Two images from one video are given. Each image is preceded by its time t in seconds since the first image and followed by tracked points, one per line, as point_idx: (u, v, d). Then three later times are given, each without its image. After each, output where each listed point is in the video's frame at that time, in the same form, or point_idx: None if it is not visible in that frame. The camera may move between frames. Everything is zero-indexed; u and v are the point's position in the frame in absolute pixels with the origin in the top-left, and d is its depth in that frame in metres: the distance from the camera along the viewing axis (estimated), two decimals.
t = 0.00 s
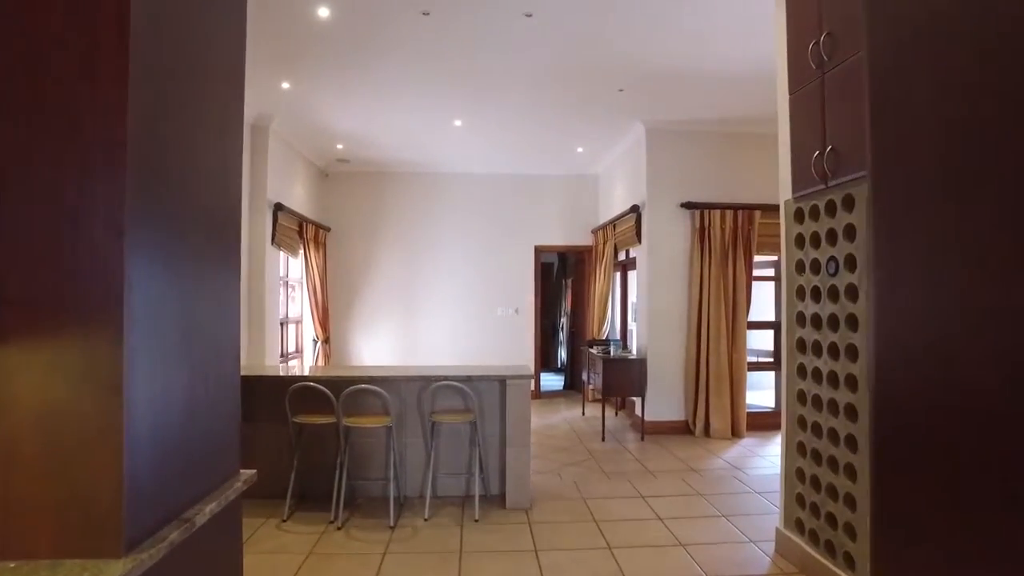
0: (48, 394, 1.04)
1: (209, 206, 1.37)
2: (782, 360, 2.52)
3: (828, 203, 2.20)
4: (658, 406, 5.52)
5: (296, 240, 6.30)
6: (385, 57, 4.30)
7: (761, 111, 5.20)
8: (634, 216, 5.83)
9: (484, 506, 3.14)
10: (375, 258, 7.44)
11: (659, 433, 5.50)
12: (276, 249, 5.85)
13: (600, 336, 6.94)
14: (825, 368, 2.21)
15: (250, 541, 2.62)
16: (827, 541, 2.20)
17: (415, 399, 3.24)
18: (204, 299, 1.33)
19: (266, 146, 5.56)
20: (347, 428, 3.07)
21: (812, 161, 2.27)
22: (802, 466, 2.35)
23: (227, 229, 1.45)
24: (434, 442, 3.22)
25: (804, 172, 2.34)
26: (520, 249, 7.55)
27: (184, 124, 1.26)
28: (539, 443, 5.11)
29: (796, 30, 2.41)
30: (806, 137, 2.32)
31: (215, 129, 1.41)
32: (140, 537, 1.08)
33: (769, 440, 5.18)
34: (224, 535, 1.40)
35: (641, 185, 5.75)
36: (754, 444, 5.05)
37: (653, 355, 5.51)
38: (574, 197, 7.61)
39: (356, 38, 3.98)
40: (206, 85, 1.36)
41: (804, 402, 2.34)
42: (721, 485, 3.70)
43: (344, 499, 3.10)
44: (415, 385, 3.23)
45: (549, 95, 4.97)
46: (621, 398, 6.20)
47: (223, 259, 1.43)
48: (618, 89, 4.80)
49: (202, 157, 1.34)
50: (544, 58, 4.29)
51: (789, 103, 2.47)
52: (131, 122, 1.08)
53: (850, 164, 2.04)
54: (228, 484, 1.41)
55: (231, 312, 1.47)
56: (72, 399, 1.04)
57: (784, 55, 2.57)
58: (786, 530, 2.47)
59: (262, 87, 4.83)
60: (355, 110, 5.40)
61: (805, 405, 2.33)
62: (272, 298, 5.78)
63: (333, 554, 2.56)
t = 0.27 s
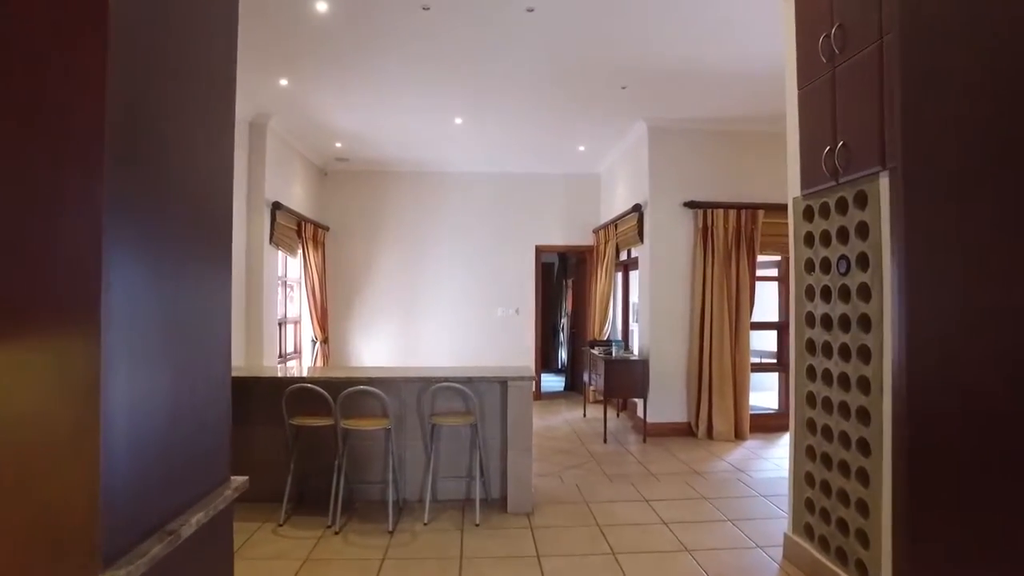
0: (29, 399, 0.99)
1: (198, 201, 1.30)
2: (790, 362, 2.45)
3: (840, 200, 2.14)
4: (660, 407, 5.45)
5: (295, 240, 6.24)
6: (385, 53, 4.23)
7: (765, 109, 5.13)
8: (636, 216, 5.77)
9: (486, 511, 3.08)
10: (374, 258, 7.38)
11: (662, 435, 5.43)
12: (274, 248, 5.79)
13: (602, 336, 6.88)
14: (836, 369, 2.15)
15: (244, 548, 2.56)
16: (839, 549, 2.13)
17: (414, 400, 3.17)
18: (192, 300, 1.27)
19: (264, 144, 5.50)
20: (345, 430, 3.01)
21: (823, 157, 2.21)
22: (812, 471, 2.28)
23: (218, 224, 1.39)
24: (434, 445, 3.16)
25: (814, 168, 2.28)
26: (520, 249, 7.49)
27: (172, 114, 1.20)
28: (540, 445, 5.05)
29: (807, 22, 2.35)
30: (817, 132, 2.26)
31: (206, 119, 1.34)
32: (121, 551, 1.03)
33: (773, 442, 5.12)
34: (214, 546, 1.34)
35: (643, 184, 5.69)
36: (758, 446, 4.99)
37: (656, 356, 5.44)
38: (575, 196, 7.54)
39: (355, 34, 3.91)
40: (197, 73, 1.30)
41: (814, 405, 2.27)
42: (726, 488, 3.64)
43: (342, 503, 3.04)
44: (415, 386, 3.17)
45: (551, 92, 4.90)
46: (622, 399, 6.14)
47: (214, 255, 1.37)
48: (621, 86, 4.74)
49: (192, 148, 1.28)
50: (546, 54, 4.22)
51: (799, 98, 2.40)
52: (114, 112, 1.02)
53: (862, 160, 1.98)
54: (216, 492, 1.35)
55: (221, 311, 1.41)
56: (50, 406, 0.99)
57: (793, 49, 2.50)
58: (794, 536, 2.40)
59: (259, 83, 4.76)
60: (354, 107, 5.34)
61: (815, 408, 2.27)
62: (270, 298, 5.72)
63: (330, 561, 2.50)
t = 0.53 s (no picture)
0: None
1: (176, 194, 1.21)
2: (801, 365, 2.37)
3: (855, 198, 2.05)
4: (662, 410, 5.37)
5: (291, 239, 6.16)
6: (382, 48, 4.14)
7: (769, 107, 5.05)
8: (637, 216, 5.68)
9: (484, 518, 2.99)
10: (372, 258, 7.29)
11: (664, 438, 5.35)
12: (270, 248, 5.70)
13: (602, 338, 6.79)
14: (850, 374, 2.06)
15: (233, 558, 2.47)
16: (853, 560, 2.04)
17: (411, 404, 3.09)
18: (164, 301, 1.17)
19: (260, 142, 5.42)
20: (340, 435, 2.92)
21: (836, 153, 2.12)
22: (825, 479, 2.19)
23: (197, 219, 1.30)
24: (431, 450, 3.07)
25: (827, 164, 2.19)
26: (520, 249, 7.40)
27: (146, 99, 1.11)
28: (539, 448, 4.96)
29: (818, 12, 2.26)
30: (829, 126, 2.17)
31: (185, 106, 1.25)
32: None
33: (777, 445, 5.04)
34: (192, 565, 1.24)
35: (645, 183, 5.60)
36: (762, 450, 4.90)
37: (658, 358, 5.36)
38: (575, 196, 7.46)
39: (352, 27, 3.82)
40: (174, 57, 1.21)
41: (827, 410, 2.18)
42: (731, 494, 3.56)
43: (337, 510, 2.95)
44: (413, 390, 3.09)
45: (552, 89, 4.81)
46: (623, 402, 6.05)
47: (192, 252, 1.28)
48: (623, 82, 4.65)
49: (168, 137, 1.19)
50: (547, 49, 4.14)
51: (809, 91, 2.31)
52: (76, 93, 0.92)
53: (880, 155, 1.89)
54: (193, 509, 1.26)
55: (201, 313, 1.32)
56: None
57: (802, 41, 2.41)
58: (805, 546, 2.32)
59: (255, 79, 4.68)
60: (352, 104, 5.26)
61: (827, 413, 2.18)
62: (266, 299, 5.64)
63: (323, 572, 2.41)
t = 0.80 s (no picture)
0: None
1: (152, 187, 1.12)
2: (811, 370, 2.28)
3: (869, 196, 1.97)
4: (664, 413, 5.29)
5: (287, 240, 6.07)
6: (379, 45, 4.06)
7: (772, 106, 4.97)
8: (638, 215, 5.60)
9: (483, 526, 2.91)
10: (370, 258, 7.21)
11: (665, 442, 5.26)
12: (266, 248, 5.62)
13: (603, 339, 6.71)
14: (863, 379, 1.98)
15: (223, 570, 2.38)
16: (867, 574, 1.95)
17: (408, 408, 3.01)
18: (139, 302, 1.07)
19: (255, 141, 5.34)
20: (335, 440, 2.84)
21: (848, 149, 2.04)
22: (836, 488, 2.11)
23: (178, 215, 1.22)
24: (428, 456, 2.99)
25: (838, 161, 2.10)
26: (520, 249, 7.32)
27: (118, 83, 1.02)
28: (539, 452, 4.88)
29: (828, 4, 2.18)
30: (841, 122, 2.09)
31: (161, 90, 1.16)
32: None
33: (780, 449, 4.96)
34: None
35: (646, 183, 5.52)
36: (765, 454, 4.82)
37: (659, 360, 5.28)
38: (575, 196, 7.38)
39: (347, 23, 3.74)
40: (150, 39, 1.12)
41: (838, 416, 2.10)
42: (736, 500, 3.48)
43: (331, 517, 2.87)
44: (409, 394, 3.01)
45: (551, 87, 4.74)
46: (624, 404, 5.97)
47: (172, 251, 1.19)
48: (624, 80, 4.57)
49: (146, 125, 1.10)
50: (547, 46, 4.05)
51: (819, 86, 2.23)
52: (35, 73, 0.83)
53: (896, 151, 1.80)
54: (171, 527, 1.16)
55: (180, 316, 1.23)
56: None
57: (811, 34, 2.33)
58: (815, 557, 2.23)
59: (249, 77, 4.60)
60: (349, 103, 5.18)
61: (838, 420, 2.10)
62: (261, 301, 5.55)
63: None
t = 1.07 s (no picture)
0: None
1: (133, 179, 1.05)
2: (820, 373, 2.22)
3: (881, 193, 1.90)
4: (665, 415, 5.22)
5: (284, 240, 6.01)
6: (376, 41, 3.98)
7: (775, 104, 4.91)
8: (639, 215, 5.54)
9: (482, 532, 2.84)
10: (368, 258, 7.15)
11: (667, 444, 5.20)
12: (262, 248, 5.55)
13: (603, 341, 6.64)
14: (875, 383, 1.91)
15: None
16: None
17: (406, 411, 2.94)
18: (117, 301, 1.00)
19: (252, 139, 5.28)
20: (331, 444, 2.77)
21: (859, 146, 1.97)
22: (847, 495, 2.04)
23: (161, 210, 1.15)
24: (426, 460, 2.92)
25: (849, 158, 2.04)
26: (519, 249, 7.26)
27: (94, 67, 0.95)
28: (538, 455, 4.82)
29: None
30: (851, 117, 2.02)
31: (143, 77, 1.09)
32: None
33: (783, 452, 4.89)
34: None
35: (647, 182, 5.46)
36: (768, 457, 4.75)
37: (660, 362, 5.21)
38: (575, 195, 7.32)
39: (344, 18, 3.67)
40: (130, 22, 1.05)
41: (849, 421, 2.03)
42: (740, 505, 3.41)
43: (327, 523, 2.80)
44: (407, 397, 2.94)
45: (551, 84, 4.67)
46: (624, 406, 5.91)
47: (154, 248, 1.12)
48: (626, 77, 4.51)
49: (126, 113, 1.03)
50: (547, 43, 3.99)
51: (829, 81, 2.16)
52: None
53: (910, 146, 1.74)
54: (147, 546, 1.09)
55: (162, 318, 1.16)
56: None
57: (820, 27, 2.27)
58: (824, 566, 2.17)
59: (245, 73, 4.53)
60: (346, 100, 5.11)
61: (850, 425, 2.03)
62: (257, 301, 5.48)
63: None
